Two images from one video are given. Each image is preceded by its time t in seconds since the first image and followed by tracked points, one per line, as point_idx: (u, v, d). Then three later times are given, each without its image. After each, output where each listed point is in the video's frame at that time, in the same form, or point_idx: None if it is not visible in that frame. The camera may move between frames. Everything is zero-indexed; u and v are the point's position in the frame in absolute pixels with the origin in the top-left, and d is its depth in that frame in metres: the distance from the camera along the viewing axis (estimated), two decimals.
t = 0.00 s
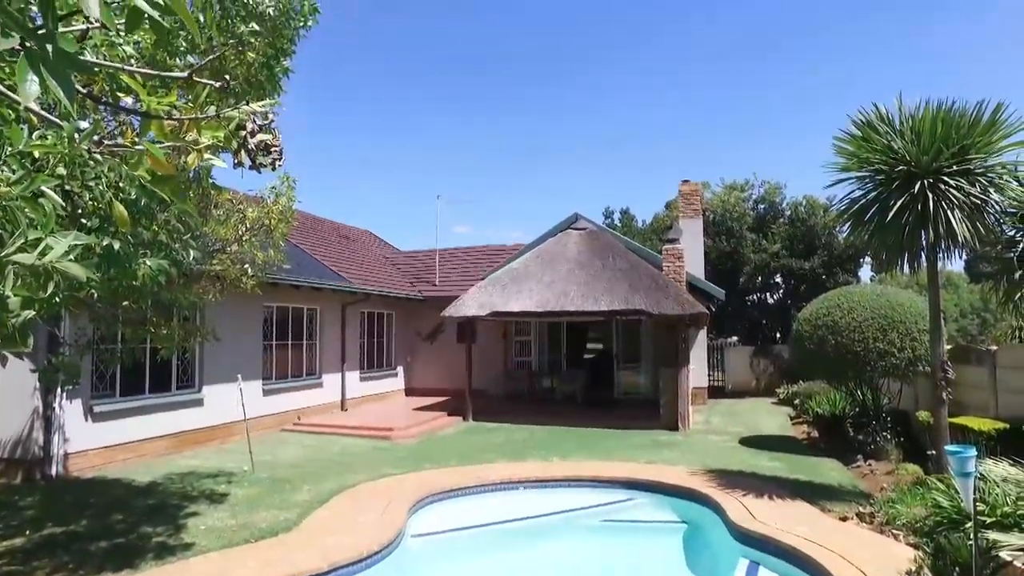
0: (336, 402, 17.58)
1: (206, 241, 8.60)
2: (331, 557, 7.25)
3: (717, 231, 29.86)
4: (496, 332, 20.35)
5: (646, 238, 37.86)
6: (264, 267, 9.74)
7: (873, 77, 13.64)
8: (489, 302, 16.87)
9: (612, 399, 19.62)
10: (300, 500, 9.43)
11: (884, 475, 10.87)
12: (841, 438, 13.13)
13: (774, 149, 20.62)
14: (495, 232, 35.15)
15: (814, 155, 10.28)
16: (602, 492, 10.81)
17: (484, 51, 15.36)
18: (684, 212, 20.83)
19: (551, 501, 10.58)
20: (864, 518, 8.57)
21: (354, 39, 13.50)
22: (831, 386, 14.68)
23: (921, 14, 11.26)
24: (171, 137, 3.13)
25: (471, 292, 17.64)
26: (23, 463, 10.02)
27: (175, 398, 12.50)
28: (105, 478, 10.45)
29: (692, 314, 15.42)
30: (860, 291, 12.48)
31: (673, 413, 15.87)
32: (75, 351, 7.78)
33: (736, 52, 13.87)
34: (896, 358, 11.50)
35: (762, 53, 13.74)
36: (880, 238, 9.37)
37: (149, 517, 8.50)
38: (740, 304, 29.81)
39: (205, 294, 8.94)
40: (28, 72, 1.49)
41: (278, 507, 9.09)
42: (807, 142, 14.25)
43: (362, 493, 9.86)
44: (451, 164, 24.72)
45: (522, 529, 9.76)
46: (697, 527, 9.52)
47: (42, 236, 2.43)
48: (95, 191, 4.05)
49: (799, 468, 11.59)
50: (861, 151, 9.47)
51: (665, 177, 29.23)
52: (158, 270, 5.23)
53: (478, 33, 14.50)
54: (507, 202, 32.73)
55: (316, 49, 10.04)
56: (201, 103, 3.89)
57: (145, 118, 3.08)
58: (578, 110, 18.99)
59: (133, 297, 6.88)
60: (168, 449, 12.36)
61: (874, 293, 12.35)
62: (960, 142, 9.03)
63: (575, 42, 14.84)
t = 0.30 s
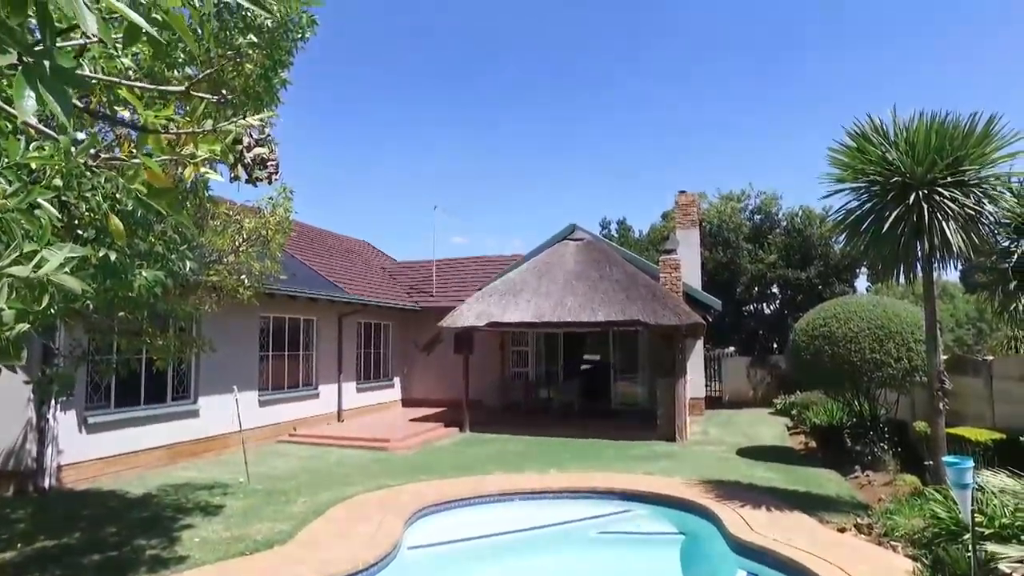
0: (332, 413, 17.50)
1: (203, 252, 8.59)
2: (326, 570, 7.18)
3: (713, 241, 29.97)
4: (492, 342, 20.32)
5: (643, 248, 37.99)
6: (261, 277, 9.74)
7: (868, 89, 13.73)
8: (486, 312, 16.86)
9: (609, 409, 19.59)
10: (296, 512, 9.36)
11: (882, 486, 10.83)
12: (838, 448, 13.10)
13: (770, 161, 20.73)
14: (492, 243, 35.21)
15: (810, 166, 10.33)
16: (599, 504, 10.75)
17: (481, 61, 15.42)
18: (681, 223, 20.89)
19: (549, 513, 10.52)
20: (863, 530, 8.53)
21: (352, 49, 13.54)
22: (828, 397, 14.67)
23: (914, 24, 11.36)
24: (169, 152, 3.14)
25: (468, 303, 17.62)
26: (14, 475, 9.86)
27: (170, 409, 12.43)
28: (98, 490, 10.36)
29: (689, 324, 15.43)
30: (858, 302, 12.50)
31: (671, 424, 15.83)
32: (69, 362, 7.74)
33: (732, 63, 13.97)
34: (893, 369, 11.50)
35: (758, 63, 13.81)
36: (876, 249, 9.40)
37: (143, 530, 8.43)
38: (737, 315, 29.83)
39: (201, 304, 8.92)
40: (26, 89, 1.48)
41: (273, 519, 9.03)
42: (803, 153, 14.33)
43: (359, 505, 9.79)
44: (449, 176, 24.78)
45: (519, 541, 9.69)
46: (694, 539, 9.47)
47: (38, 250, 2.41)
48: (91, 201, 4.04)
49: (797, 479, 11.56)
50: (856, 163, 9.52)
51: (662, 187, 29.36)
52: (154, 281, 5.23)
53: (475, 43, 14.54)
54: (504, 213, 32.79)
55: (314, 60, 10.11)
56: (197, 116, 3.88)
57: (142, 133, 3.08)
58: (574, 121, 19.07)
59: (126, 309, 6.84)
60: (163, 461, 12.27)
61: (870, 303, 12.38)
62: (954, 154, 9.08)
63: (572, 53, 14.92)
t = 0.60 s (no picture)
0: (328, 423, 17.43)
1: (199, 263, 8.57)
2: None
3: (710, 251, 30.05)
4: (489, 353, 20.29)
5: (639, 258, 38.03)
6: (257, 287, 9.73)
7: (863, 100, 13.82)
8: (483, 323, 16.84)
9: (607, 420, 19.56)
10: (291, 524, 9.30)
11: (880, 497, 10.80)
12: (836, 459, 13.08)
13: (766, 173, 20.85)
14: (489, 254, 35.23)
15: (805, 178, 10.39)
16: (597, 515, 10.70)
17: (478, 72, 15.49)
18: (677, 233, 20.94)
19: (545, 524, 10.46)
20: (861, 541, 8.50)
21: (350, 60, 13.60)
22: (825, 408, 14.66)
23: (908, 35, 11.47)
24: (165, 166, 3.15)
25: (465, 313, 17.61)
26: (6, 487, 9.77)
27: (165, 420, 12.37)
28: (92, 502, 10.28)
29: (686, 334, 15.44)
30: (855, 312, 12.54)
31: (668, 435, 15.79)
32: (64, 373, 7.70)
33: (728, 73, 14.05)
34: (890, 379, 11.51)
35: (754, 75, 13.89)
36: (872, 259, 9.44)
37: (136, 542, 8.36)
38: (734, 325, 29.83)
39: (196, 314, 8.90)
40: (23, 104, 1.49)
41: (268, 531, 8.97)
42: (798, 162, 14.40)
43: (355, 517, 9.73)
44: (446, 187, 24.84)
45: (516, 553, 9.63)
46: (692, 551, 9.43)
47: (32, 262, 2.41)
48: (88, 212, 4.04)
49: (795, 489, 11.52)
50: (851, 174, 9.57)
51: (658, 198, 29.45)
52: (151, 292, 5.26)
53: (472, 54, 14.62)
54: (501, 224, 32.83)
55: (312, 70, 10.14)
56: (194, 130, 3.89)
57: (138, 147, 3.09)
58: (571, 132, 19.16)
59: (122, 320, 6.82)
60: (158, 472, 12.20)
61: (866, 314, 12.42)
62: (948, 166, 9.13)
63: (569, 63, 15.00)
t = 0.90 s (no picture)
0: (324, 434, 17.34)
1: (194, 273, 8.54)
2: None
3: (707, 261, 30.12)
4: (485, 363, 20.27)
5: (635, 269, 38.08)
6: (253, 298, 9.72)
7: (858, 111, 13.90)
8: (479, 333, 16.82)
9: (603, 431, 19.52)
10: (286, 536, 9.23)
11: (877, 508, 10.76)
12: (833, 469, 13.05)
13: (761, 185, 20.93)
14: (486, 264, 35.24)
15: (801, 189, 10.44)
16: (593, 527, 10.62)
17: (475, 83, 15.55)
18: (674, 244, 20.99)
19: (541, 536, 10.39)
20: (859, 553, 8.46)
21: (348, 72, 13.65)
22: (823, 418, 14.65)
23: (903, 45, 11.55)
24: (159, 181, 3.17)
25: (461, 323, 17.59)
26: None
27: (159, 431, 12.30)
28: (84, 514, 10.20)
29: (682, 345, 15.42)
30: (852, 323, 12.56)
31: (665, 445, 15.76)
32: (57, 383, 7.66)
33: (724, 86, 14.15)
34: (886, 390, 11.50)
35: (750, 86, 13.98)
36: (867, 270, 9.46)
37: (129, 555, 8.29)
38: (731, 335, 29.82)
39: (191, 325, 8.86)
40: (14, 117, 1.46)
41: (262, 543, 8.91)
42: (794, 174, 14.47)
43: (350, 529, 9.66)
44: (443, 197, 24.89)
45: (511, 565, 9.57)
46: (688, 563, 9.37)
47: (24, 273, 2.38)
48: (83, 222, 4.04)
49: (793, 501, 11.47)
50: (847, 185, 9.62)
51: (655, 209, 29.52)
52: (145, 302, 5.34)
53: (469, 66, 14.68)
54: (498, 234, 32.86)
55: (309, 82, 10.18)
56: (189, 143, 3.89)
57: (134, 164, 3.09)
58: (567, 143, 19.24)
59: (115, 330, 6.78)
60: (151, 483, 12.11)
61: (862, 325, 12.44)
62: (942, 177, 9.17)
63: (566, 74, 15.08)
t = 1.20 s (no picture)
0: (319, 445, 17.26)
1: (189, 283, 8.52)
2: None
3: (703, 272, 30.20)
4: (481, 374, 20.24)
5: (632, 279, 38.12)
6: (249, 308, 9.71)
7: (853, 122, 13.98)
8: (476, 344, 16.79)
9: (600, 441, 19.49)
10: (280, 549, 9.16)
11: (875, 520, 10.74)
12: (830, 481, 13.03)
13: (758, 196, 21.01)
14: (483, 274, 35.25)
15: (797, 200, 10.48)
16: (590, 539, 10.57)
17: (472, 95, 15.60)
18: (670, 255, 21.05)
19: (538, 548, 10.33)
20: (857, 565, 8.42)
21: (345, 83, 13.73)
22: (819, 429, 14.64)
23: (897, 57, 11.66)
24: (154, 196, 3.17)
25: (458, 334, 17.56)
26: None
27: (153, 442, 12.21)
28: (76, 526, 10.11)
29: (679, 356, 15.41)
30: (848, 334, 12.58)
31: (661, 457, 15.71)
32: (50, 394, 7.61)
33: (719, 97, 14.23)
34: (883, 401, 11.50)
35: (746, 98, 14.06)
36: (863, 281, 9.48)
37: (121, 568, 8.21)
38: (727, 346, 29.82)
39: (187, 335, 8.84)
40: (10, 136, 1.45)
41: (257, 555, 8.84)
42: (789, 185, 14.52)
43: (345, 541, 9.59)
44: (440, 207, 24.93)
45: None
46: None
47: (18, 289, 2.37)
48: (79, 234, 4.04)
49: (790, 512, 11.44)
50: (842, 196, 9.65)
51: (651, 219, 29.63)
52: (140, 314, 5.29)
53: (467, 77, 14.74)
54: (494, 244, 32.90)
55: (307, 94, 10.22)
56: (187, 159, 3.89)
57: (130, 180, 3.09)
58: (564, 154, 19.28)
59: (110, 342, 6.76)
60: (145, 494, 12.02)
61: (859, 336, 12.45)
62: (936, 189, 9.21)
63: (562, 85, 15.17)
